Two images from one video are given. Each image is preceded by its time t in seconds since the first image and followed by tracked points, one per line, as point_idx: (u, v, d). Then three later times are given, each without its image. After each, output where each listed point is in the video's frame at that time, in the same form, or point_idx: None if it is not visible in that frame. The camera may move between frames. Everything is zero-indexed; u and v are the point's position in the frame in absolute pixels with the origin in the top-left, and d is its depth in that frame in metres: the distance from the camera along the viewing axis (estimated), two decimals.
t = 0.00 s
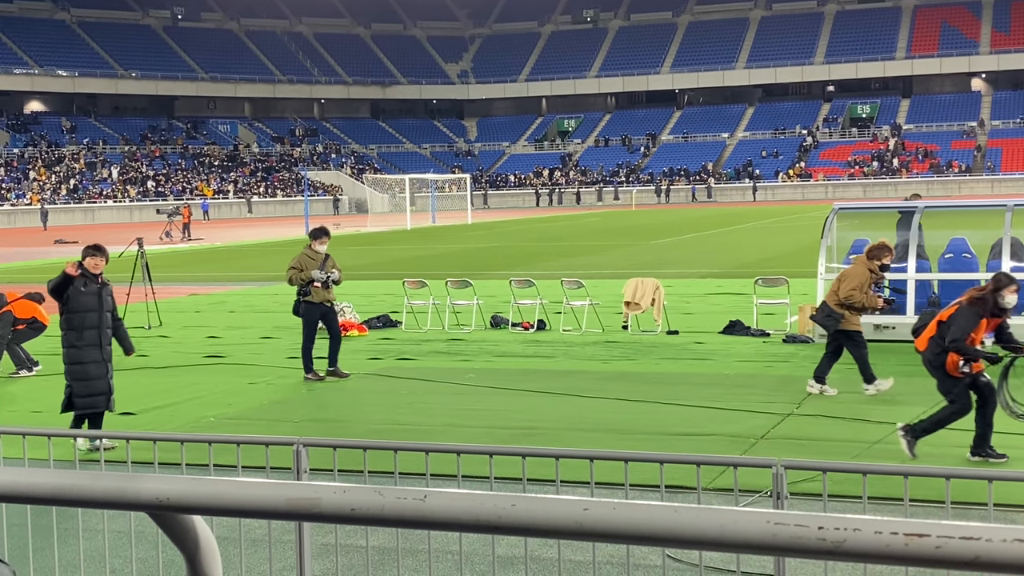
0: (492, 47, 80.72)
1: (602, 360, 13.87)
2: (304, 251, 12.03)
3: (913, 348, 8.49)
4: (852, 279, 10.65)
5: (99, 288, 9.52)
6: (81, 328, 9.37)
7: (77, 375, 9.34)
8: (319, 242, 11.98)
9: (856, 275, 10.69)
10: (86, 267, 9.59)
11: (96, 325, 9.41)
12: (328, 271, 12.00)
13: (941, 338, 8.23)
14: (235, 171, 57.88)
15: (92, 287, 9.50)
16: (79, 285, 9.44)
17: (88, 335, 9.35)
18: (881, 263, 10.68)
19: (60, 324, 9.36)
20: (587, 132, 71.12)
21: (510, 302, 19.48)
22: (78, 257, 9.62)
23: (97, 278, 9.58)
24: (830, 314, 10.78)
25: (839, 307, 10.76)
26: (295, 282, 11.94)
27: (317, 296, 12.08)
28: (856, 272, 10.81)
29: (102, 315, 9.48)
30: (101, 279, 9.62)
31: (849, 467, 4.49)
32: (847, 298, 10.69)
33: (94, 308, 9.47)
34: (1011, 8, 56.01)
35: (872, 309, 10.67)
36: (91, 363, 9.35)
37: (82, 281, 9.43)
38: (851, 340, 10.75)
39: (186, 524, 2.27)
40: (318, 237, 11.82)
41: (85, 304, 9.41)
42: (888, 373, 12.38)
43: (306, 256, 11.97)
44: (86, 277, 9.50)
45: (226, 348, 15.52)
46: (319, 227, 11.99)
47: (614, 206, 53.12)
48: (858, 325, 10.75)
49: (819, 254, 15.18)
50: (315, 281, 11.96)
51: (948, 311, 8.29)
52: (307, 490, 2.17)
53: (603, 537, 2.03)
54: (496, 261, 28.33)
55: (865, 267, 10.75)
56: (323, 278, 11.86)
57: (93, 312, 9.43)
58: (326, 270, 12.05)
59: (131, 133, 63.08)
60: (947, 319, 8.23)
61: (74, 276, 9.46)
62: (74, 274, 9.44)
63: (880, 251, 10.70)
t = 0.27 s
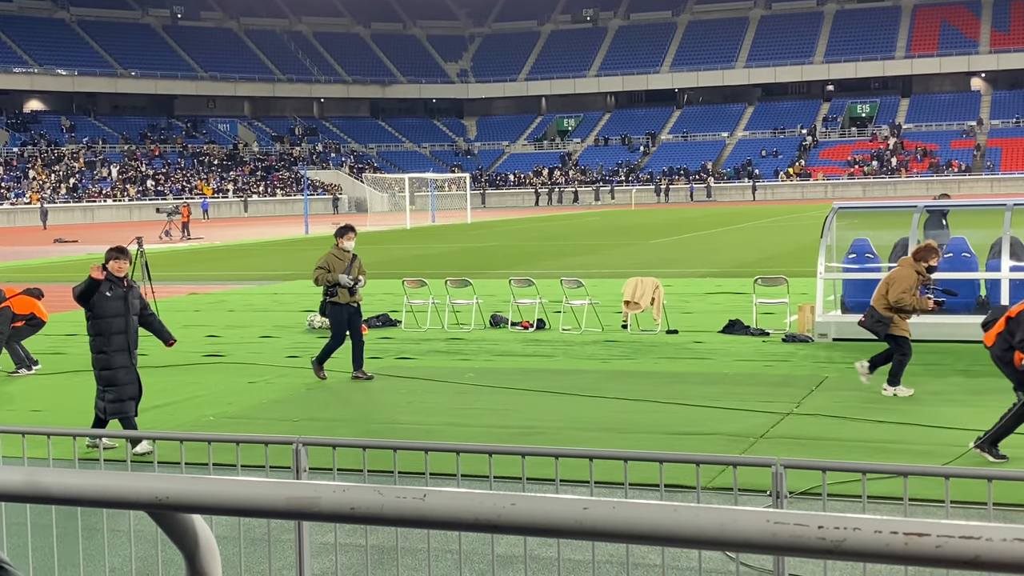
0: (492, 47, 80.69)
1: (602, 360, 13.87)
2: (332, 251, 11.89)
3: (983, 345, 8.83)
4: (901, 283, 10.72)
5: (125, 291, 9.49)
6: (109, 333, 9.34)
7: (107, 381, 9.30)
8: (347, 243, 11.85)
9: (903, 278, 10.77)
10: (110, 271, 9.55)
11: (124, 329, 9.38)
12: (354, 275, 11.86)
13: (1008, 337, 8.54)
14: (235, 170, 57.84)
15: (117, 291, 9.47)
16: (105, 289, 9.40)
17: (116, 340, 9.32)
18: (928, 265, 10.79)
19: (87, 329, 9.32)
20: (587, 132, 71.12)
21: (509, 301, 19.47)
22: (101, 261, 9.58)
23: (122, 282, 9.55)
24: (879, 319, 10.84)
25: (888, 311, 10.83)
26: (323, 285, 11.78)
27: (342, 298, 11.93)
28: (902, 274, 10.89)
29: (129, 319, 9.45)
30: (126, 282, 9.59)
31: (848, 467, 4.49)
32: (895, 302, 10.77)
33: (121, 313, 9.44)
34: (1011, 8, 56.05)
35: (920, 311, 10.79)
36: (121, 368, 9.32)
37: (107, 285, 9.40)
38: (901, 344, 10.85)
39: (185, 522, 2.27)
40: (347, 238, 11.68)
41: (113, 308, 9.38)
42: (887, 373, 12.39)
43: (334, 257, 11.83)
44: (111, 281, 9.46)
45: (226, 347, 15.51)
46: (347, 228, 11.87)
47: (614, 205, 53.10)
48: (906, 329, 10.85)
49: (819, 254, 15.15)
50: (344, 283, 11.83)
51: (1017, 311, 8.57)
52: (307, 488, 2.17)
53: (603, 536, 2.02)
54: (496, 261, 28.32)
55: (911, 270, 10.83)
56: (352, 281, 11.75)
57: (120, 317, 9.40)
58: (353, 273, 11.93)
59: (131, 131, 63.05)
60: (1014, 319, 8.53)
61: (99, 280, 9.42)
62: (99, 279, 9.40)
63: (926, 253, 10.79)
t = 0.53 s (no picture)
0: (491, 46, 80.66)
1: (601, 359, 13.86)
2: (354, 250, 11.94)
3: None
4: (953, 273, 10.48)
5: (151, 287, 9.49)
6: (133, 329, 9.33)
7: (130, 376, 9.30)
8: (366, 241, 11.84)
9: (953, 269, 10.52)
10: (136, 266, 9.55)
11: (148, 324, 9.36)
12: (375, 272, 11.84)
13: None
14: (234, 169, 57.81)
15: (143, 286, 9.47)
16: (130, 285, 9.40)
17: (141, 335, 9.31)
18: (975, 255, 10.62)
19: (112, 325, 9.32)
20: (586, 131, 71.17)
21: (509, 300, 19.47)
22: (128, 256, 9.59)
23: (148, 277, 9.55)
24: (930, 311, 10.60)
25: (938, 302, 10.58)
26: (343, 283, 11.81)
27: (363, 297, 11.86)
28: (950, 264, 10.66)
29: (154, 315, 9.44)
30: (152, 277, 9.58)
31: (845, 466, 4.49)
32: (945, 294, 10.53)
33: (146, 308, 9.43)
34: (1011, 8, 56.05)
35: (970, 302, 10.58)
36: (144, 364, 9.32)
37: (133, 280, 9.40)
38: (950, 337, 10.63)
39: (183, 522, 2.27)
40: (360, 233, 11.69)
41: (137, 304, 9.38)
42: (886, 372, 12.40)
43: (354, 255, 11.86)
44: (137, 276, 9.46)
45: (225, 346, 15.50)
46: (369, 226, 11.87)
47: (613, 204, 53.11)
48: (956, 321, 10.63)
49: (818, 253, 15.13)
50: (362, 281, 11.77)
51: None
52: (306, 488, 2.17)
53: (602, 536, 2.02)
54: (495, 260, 28.31)
55: (959, 260, 10.61)
56: (367, 278, 11.66)
57: (144, 312, 9.39)
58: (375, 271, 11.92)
59: (130, 130, 63.05)
60: None
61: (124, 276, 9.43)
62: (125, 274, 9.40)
63: (972, 244, 10.65)
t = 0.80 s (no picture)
0: (490, 45, 80.69)
1: (600, 358, 13.87)
2: (378, 251, 11.75)
3: None
4: (997, 271, 10.51)
5: (184, 290, 9.42)
6: (165, 332, 9.27)
7: (161, 379, 9.27)
8: (389, 240, 11.67)
9: (998, 266, 10.53)
10: (169, 268, 9.48)
11: (180, 327, 9.29)
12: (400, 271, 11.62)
13: None
14: (233, 167, 57.77)
15: (175, 289, 9.40)
16: (163, 288, 9.34)
17: (172, 339, 9.26)
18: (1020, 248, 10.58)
19: (144, 327, 9.27)
20: (586, 130, 71.20)
21: (508, 299, 19.48)
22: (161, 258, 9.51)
23: (181, 279, 9.48)
24: (984, 311, 10.64)
25: (990, 301, 10.62)
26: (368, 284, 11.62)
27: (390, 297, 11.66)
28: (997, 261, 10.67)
29: (186, 318, 9.37)
30: (185, 280, 9.51)
31: (845, 465, 4.48)
32: (996, 291, 10.55)
33: (179, 311, 9.37)
34: (1009, 8, 56.12)
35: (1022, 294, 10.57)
36: (174, 367, 9.28)
37: (166, 283, 9.34)
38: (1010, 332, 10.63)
39: (182, 520, 2.26)
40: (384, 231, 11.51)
41: (170, 308, 9.32)
42: (885, 371, 12.41)
43: (378, 255, 11.68)
44: (169, 279, 9.39)
45: (224, 345, 15.50)
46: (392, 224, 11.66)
47: (612, 203, 53.15)
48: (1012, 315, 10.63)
49: (817, 252, 15.13)
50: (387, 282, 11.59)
51: None
52: (305, 487, 2.17)
53: (599, 536, 2.02)
54: (494, 259, 28.32)
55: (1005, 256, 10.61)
56: (394, 279, 11.47)
57: (177, 316, 9.33)
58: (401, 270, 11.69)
59: (129, 129, 63.05)
60: None
61: (158, 278, 9.36)
62: (157, 276, 9.32)
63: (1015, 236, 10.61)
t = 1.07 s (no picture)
0: (489, 44, 80.74)
1: (598, 357, 13.86)
2: (405, 250, 11.68)
3: None
4: None
5: (219, 283, 9.41)
6: (200, 327, 9.28)
7: (198, 375, 9.22)
8: (416, 241, 11.57)
9: None
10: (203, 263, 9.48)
11: (216, 321, 9.30)
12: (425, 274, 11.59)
13: None
14: (232, 166, 57.76)
15: (211, 282, 9.39)
16: (199, 282, 9.33)
17: (208, 333, 9.25)
18: None
19: (179, 321, 9.26)
20: (584, 129, 71.26)
21: (506, 298, 19.48)
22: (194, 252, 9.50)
23: (215, 273, 9.46)
24: None
25: None
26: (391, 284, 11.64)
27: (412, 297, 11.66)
28: None
29: (222, 312, 9.38)
30: (219, 274, 9.51)
31: (844, 464, 4.47)
32: None
33: (213, 305, 9.37)
34: (1007, 7, 56.24)
35: None
36: (211, 362, 9.24)
37: (201, 277, 9.32)
38: None
39: (180, 518, 2.26)
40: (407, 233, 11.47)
41: (205, 301, 9.31)
42: (883, 371, 12.42)
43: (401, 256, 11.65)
44: (204, 273, 9.38)
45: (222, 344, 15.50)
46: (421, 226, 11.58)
47: (611, 202, 53.20)
48: None
49: (816, 251, 15.13)
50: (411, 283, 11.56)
51: None
52: (304, 486, 2.17)
53: (599, 534, 2.02)
54: (493, 258, 28.32)
55: None
56: (417, 283, 11.48)
57: (212, 309, 9.33)
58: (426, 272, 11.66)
59: (128, 128, 63.07)
60: None
61: (192, 272, 9.34)
62: (193, 270, 9.30)
63: None
